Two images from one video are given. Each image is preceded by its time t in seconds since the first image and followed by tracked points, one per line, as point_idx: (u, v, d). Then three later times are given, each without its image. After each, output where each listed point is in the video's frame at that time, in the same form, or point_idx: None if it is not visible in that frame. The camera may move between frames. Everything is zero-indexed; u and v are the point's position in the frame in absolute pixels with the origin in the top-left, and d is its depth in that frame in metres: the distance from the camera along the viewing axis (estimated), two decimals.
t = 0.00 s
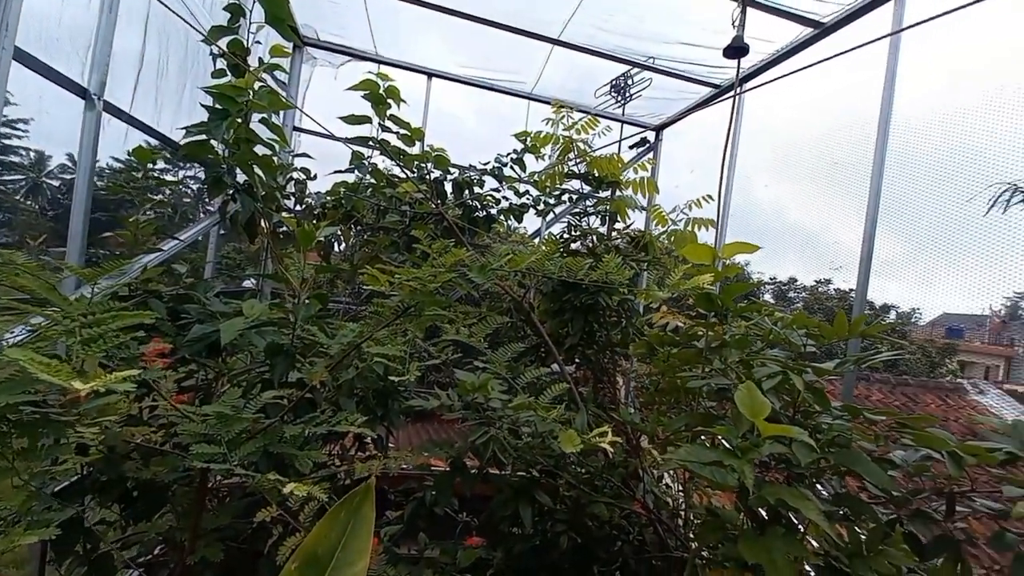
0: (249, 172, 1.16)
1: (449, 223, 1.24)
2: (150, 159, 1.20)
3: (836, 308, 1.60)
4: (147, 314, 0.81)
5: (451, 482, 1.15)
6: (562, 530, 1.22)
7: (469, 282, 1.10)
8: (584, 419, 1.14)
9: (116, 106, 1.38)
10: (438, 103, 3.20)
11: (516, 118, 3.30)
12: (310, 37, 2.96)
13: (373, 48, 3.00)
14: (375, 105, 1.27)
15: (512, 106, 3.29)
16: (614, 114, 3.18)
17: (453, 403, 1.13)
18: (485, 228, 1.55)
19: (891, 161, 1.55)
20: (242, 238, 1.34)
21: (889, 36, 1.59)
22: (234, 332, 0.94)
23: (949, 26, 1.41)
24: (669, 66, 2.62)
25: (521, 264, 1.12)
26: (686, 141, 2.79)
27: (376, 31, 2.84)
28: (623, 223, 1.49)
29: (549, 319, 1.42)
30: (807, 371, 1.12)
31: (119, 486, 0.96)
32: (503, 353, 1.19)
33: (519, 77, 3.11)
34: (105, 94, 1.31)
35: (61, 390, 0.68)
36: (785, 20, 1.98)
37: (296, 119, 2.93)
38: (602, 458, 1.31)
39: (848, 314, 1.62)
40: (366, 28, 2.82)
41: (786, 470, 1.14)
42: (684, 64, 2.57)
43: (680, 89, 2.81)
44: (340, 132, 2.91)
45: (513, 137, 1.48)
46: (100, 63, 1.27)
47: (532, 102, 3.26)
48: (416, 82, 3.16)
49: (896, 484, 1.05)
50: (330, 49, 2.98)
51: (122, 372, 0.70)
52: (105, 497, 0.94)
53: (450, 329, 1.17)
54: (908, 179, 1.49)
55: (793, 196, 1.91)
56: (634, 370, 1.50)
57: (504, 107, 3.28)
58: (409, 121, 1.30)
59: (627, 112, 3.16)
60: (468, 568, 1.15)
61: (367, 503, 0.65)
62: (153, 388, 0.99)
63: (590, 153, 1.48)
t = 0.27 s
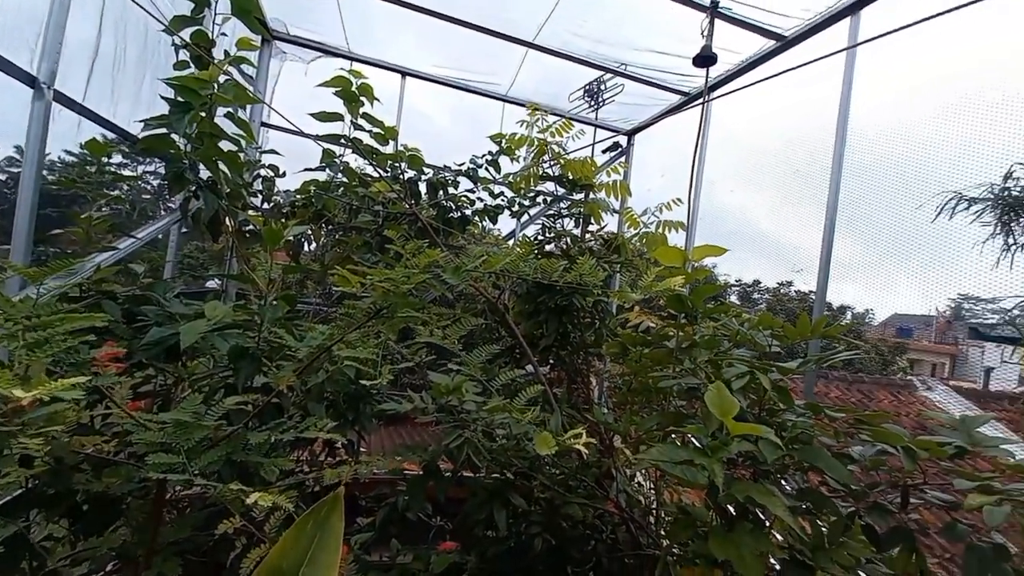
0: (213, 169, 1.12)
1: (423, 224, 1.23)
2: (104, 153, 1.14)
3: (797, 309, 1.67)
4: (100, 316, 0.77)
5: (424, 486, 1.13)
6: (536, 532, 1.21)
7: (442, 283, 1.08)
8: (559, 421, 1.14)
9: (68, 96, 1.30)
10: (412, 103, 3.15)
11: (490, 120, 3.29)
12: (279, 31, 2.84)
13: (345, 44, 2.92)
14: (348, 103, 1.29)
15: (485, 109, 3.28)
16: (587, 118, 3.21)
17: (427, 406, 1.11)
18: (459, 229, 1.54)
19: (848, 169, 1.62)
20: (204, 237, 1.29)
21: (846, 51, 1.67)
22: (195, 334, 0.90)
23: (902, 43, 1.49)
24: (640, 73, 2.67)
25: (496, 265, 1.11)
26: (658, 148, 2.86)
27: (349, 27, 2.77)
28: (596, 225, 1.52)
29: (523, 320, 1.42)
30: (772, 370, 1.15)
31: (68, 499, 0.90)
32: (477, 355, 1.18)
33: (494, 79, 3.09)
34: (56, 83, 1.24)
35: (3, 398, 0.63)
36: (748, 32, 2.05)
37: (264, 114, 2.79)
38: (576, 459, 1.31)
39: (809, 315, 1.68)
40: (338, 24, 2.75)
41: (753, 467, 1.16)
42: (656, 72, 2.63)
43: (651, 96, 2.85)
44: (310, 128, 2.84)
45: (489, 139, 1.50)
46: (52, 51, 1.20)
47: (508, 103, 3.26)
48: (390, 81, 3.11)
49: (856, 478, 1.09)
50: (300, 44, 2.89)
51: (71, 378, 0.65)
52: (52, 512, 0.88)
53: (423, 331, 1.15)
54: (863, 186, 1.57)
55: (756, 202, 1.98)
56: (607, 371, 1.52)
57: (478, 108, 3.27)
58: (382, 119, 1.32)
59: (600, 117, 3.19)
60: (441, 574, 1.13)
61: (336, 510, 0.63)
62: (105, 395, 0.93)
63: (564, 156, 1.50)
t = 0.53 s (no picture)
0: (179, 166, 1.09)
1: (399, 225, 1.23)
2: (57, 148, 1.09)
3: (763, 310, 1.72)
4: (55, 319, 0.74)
5: (398, 489, 1.12)
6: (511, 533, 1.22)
7: (418, 284, 1.08)
8: (533, 421, 1.15)
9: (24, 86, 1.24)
10: (391, 103, 3.10)
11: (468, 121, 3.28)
12: (252, 26, 2.70)
13: (321, 40, 2.82)
14: (323, 100, 1.31)
15: (464, 110, 3.25)
16: (563, 121, 3.23)
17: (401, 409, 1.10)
18: (435, 230, 1.53)
19: (812, 176, 1.68)
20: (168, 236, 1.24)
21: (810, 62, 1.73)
22: (157, 338, 0.86)
23: (862, 56, 1.56)
24: (617, 79, 2.70)
25: (473, 267, 1.12)
26: (635, 152, 2.91)
27: (326, 24, 2.69)
28: (572, 228, 1.54)
29: (499, 322, 1.43)
30: (740, 370, 1.19)
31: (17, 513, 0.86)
32: (453, 357, 1.18)
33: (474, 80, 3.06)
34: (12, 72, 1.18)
35: None
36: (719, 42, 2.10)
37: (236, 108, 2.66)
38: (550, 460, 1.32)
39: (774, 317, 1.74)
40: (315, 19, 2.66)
41: (722, 464, 1.20)
42: (632, 79, 2.67)
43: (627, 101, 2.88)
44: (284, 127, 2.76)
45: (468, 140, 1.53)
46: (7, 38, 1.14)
47: (486, 105, 3.25)
48: (368, 81, 3.04)
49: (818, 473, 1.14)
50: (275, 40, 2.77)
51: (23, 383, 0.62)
52: None
53: (397, 333, 1.15)
54: (825, 193, 1.63)
55: (726, 206, 2.03)
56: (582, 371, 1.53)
57: (460, 110, 3.24)
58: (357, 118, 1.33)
59: (577, 121, 3.21)
60: None
61: (305, 518, 0.66)
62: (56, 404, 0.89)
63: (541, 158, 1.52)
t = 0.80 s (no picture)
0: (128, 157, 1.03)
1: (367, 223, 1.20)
2: None
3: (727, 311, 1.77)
4: None
5: (366, 495, 1.09)
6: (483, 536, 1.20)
7: (387, 284, 1.05)
8: (506, 422, 1.14)
9: None
10: (360, 99, 3.01)
11: (438, 120, 3.22)
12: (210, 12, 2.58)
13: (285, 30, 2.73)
14: (288, 94, 1.27)
15: (434, 109, 3.20)
16: (535, 125, 3.21)
17: (370, 411, 1.07)
18: (405, 229, 1.50)
19: (771, 182, 1.75)
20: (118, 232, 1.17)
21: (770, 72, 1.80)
22: (103, 341, 0.81)
23: (818, 68, 1.63)
24: (587, 83, 2.72)
25: (445, 266, 1.10)
26: (606, 155, 2.94)
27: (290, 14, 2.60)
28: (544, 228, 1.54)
29: (471, 322, 1.42)
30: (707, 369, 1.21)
31: None
32: (423, 358, 1.16)
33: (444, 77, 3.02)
34: None
35: None
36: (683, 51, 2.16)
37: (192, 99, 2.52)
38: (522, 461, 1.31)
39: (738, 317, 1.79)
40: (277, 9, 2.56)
41: (690, 461, 1.22)
42: (600, 83, 2.70)
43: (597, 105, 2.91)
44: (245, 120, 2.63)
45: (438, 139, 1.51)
46: None
47: (456, 105, 3.22)
48: (335, 75, 2.94)
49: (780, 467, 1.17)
50: (237, 29, 2.66)
51: None
52: None
53: (366, 334, 1.11)
54: (783, 199, 1.69)
55: (691, 209, 2.09)
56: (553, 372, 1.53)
57: (429, 108, 3.19)
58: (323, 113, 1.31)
59: (548, 123, 3.20)
60: None
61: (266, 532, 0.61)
62: None
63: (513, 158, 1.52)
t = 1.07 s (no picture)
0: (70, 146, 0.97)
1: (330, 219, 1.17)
2: None
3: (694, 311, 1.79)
4: None
5: (327, 501, 1.06)
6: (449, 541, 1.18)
7: (350, 283, 1.02)
8: (471, 425, 1.13)
9: None
10: (322, 89, 2.93)
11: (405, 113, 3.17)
12: None
13: (244, 17, 2.62)
14: (245, 83, 1.22)
15: (401, 102, 3.14)
16: (506, 121, 3.17)
17: (331, 415, 1.04)
18: (371, 226, 1.46)
19: (738, 183, 1.77)
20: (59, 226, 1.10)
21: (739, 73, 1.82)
22: (37, 343, 0.75)
23: (785, 72, 1.66)
24: (558, 79, 2.71)
25: (410, 266, 1.07)
26: (578, 152, 2.95)
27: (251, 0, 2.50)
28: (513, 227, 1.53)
29: (438, 322, 1.40)
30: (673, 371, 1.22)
31: None
32: (387, 359, 1.13)
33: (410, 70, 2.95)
34: None
35: None
36: (657, 51, 2.16)
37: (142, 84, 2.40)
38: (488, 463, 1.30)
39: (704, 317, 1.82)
40: None
41: (656, 462, 1.22)
42: (573, 80, 2.68)
43: (570, 103, 2.90)
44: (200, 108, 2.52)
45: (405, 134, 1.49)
46: None
47: (425, 98, 3.17)
48: (296, 64, 2.85)
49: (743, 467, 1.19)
50: (191, 12, 2.52)
51: None
52: None
53: (328, 337, 1.08)
54: (749, 200, 1.72)
55: (660, 210, 2.11)
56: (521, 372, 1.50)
57: (395, 100, 3.11)
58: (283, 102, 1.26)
59: (519, 121, 3.18)
60: None
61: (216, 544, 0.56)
62: None
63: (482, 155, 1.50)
